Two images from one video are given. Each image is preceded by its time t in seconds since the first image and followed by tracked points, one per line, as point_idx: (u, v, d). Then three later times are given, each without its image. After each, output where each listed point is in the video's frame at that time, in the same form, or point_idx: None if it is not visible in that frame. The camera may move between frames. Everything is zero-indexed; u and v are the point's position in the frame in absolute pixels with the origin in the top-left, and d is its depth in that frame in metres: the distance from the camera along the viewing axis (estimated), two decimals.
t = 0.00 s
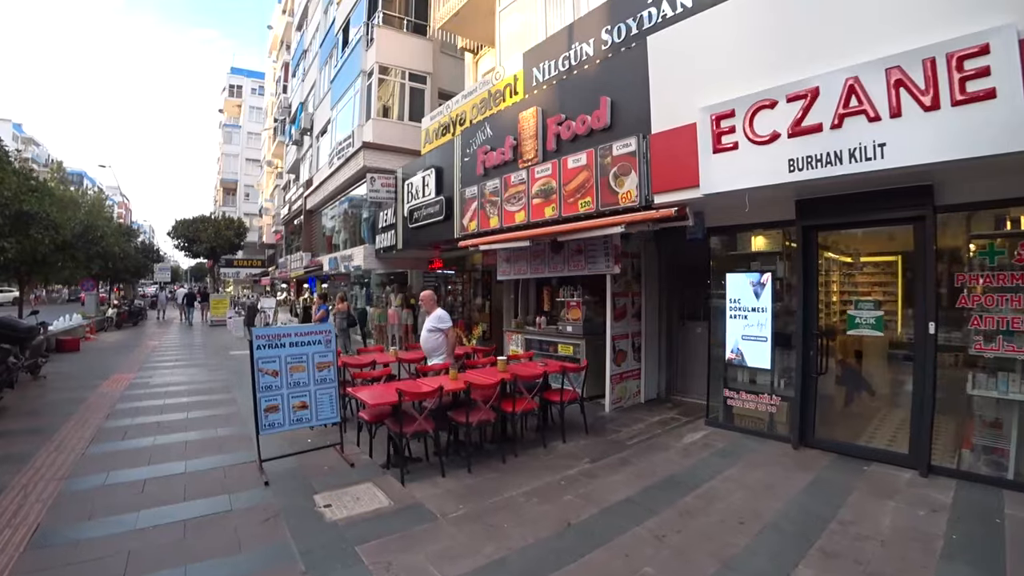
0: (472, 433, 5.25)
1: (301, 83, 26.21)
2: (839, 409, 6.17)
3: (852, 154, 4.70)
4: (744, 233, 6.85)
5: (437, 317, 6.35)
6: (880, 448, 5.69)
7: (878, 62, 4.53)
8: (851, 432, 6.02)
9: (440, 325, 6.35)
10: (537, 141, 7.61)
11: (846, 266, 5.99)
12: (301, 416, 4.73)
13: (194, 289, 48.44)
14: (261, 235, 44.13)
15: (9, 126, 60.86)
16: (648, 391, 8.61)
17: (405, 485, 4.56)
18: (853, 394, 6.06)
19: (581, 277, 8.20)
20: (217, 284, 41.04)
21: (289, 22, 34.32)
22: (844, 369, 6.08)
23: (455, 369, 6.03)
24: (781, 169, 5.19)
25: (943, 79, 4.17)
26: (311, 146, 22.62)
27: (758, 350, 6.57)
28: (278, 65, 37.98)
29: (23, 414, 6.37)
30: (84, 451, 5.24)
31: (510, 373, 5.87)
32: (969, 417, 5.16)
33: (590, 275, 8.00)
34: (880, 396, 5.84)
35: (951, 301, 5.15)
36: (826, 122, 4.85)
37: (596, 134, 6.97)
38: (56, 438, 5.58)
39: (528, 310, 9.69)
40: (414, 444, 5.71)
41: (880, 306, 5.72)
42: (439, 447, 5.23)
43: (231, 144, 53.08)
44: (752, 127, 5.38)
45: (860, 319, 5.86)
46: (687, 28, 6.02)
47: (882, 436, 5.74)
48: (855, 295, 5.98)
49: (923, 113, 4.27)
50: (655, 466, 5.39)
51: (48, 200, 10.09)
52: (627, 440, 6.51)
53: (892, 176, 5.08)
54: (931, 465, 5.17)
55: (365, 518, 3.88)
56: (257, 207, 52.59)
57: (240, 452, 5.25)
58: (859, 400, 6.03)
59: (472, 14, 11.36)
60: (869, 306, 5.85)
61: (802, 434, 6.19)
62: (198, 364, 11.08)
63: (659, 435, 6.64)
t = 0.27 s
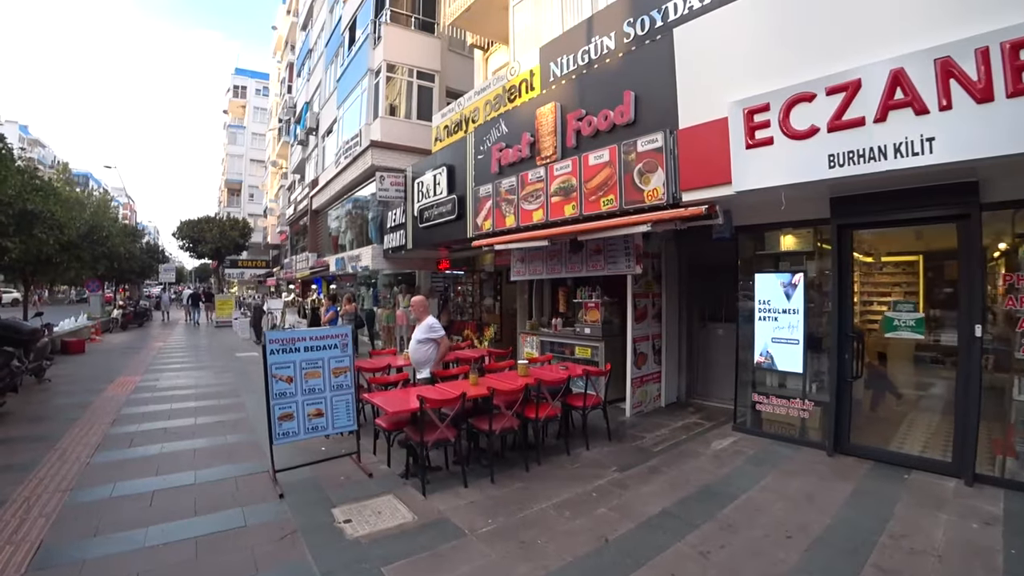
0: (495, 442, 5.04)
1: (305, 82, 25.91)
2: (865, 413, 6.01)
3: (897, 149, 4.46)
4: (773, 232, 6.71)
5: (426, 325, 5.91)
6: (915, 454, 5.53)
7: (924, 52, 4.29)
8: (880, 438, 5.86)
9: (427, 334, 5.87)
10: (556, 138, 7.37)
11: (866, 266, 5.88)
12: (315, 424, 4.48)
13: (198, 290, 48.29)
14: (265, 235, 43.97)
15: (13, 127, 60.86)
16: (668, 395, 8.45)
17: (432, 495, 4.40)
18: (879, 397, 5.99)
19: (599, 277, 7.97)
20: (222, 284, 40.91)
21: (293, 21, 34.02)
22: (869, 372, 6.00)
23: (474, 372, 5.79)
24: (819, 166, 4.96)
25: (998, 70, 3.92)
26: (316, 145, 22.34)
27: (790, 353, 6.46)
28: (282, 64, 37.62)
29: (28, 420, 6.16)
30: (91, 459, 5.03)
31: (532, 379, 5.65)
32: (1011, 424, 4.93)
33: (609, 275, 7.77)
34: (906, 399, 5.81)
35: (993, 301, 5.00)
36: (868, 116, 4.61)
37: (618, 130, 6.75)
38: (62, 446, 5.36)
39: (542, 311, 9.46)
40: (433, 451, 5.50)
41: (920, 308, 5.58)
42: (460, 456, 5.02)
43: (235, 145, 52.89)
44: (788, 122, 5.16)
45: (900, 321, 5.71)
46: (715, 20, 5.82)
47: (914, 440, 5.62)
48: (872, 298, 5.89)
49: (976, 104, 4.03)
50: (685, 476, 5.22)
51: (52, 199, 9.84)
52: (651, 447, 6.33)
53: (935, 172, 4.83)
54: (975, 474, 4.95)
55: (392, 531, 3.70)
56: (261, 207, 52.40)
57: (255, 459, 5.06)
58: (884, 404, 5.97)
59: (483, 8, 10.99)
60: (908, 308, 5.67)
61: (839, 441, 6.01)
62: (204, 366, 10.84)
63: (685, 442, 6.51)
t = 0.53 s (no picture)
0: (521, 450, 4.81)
1: (312, 82, 25.71)
2: (894, 417, 5.67)
3: (947, 142, 4.20)
4: (806, 230, 6.45)
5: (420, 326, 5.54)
6: (953, 460, 5.26)
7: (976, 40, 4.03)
8: (913, 443, 5.58)
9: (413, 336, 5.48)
10: (577, 134, 7.11)
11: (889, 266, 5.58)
12: (332, 435, 4.21)
13: (207, 291, 48.37)
14: (274, 236, 43.97)
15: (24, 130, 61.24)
16: (692, 398, 8.23)
17: (458, 507, 4.22)
18: (908, 400, 5.65)
19: (620, 278, 7.74)
20: (230, 285, 40.88)
21: (300, 21, 33.88)
22: (901, 377, 5.63)
23: (497, 378, 5.55)
24: (862, 162, 4.70)
25: None
26: (324, 146, 22.16)
27: (825, 357, 6.18)
28: (289, 65, 37.49)
29: (34, 426, 5.97)
30: (99, 469, 4.82)
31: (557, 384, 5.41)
32: None
33: (631, 275, 7.55)
34: (937, 403, 5.51)
35: None
36: (915, 108, 4.35)
37: (645, 125, 6.48)
38: (68, 454, 5.15)
39: (559, 313, 9.22)
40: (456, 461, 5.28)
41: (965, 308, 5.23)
42: (484, 465, 4.79)
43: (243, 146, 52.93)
44: (828, 116, 4.91)
45: (941, 322, 5.34)
46: (745, 10, 5.60)
47: (951, 444, 5.33)
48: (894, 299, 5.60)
49: None
50: (720, 487, 5.00)
51: (60, 199, 9.63)
52: (679, 456, 6.10)
53: (985, 167, 4.57)
54: None
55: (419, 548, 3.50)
56: (269, 208, 52.42)
57: (270, 468, 4.86)
58: (913, 407, 5.64)
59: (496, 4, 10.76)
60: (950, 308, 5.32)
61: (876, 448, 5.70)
62: (214, 369, 10.67)
63: (715, 449, 6.29)
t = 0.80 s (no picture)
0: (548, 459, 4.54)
1: (323, 85, 25.66)
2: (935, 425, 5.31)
3: (1005, 131, 3.88)
4: (842, 227, 6.16)
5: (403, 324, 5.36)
6: (997, 470, 4.97)
7: None
8: (954, 451, 5.25)
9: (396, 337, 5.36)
10: (599, 130, 6.85)
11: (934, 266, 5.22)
12: (350, 444, 3.95)
13: (217, 294, 48.50)
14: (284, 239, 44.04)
15: (39, 136, 62.02)
16: (718, 403, 7.95)
17: (484, 519, 3.97)
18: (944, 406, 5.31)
19: (644, 278, 7.49)
20: (240, 288, 40.93)
21: (311, 25, 33.93)
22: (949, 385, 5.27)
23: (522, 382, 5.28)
24: (911, 153, 4.39)
25: None
26: (335, 148, 22.03)
27: (864, 360, 5.88)
28: (300, 69, 37.54)
29: (41, 429, 5.79)
30: (105, 476, 4.59)
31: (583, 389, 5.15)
32: None
33: (655, 276, 7.28)
34: (973, 408, 5.18)
35: None
36: (970, 95, 4.04)
37: (672, 119, 6.22)
38: (73, 459, 4.94)
39: (577, 315, 8.96)
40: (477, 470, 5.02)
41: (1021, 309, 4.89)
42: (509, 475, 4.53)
43: (254, 150, 53.17)
44: (872, 106, 4.60)
45: (994, 323, 4.98)
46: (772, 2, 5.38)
47: (994, 454, 5.04)
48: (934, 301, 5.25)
49: None
50: (759, 499, 4.74)
51: (71, 200, 9.47)
52: (710, 464, 5.80)
53: None
54: None
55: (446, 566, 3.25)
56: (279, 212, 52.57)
57: (285, 476, 4.62)
58: (949, 412, 5.29)
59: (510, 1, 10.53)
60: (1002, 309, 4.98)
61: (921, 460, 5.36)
62: (224, 372, 10.47)
63: (748, 457, 5.99)
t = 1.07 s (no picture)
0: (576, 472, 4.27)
1: (333, 83, 25.48)
2: (983, 436, 4.96)
3: None
4: (883, 225, 5.83)
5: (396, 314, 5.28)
6: None
7: None
8: (1002, 462, 4.91)
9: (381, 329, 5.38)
10: (623, 124, 6.55)
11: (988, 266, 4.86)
12: (368, 457, 3.70)
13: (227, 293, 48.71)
14: (293, 239, 44.07)
15: (54, 137, 62.68)
16: (744, 409, 7.66)
17: (512, 538, 3.72)
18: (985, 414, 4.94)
19: (669, 279, 7.21)
20: (251, 287, 40.97)
21: (321, 24, 33.80)
22: (1004, 395, 4.90)
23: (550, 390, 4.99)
24: (966, 147, 4.03)
25: None
26: (345, 147, 21.83)
27: (907, 366, 5.55)
28: (310, 68, 37.40)
29: (46, 435, 5.59)
30: (111, 487, 4.37)
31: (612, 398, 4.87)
32: None
33: (680, 276, 7.00)
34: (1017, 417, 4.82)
35: None
36: None
37: (702, 112, 5.91)
38: (77, 468, 4.72)
39: (597, 317, 8.68)
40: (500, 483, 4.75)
41: None
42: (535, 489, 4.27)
43: (264, 150, 53.30)
44: (922, 96, 4.25)
45: None
46: None
47: None
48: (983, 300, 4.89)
49: None
50: (804, 515, 4.48)
51: (81, 198, 9.27)
52: (743, 476, 5.51)
53: None
54: None
55: None
56: (288, 211, 52.68)
57: (299, 488, 4.39)
58: (991, 420, 4.92)
59: None
60: None
61: (971, 473, 5.01)
62: (234, 373, 10.27)
63: (783, 468, 5.71)
